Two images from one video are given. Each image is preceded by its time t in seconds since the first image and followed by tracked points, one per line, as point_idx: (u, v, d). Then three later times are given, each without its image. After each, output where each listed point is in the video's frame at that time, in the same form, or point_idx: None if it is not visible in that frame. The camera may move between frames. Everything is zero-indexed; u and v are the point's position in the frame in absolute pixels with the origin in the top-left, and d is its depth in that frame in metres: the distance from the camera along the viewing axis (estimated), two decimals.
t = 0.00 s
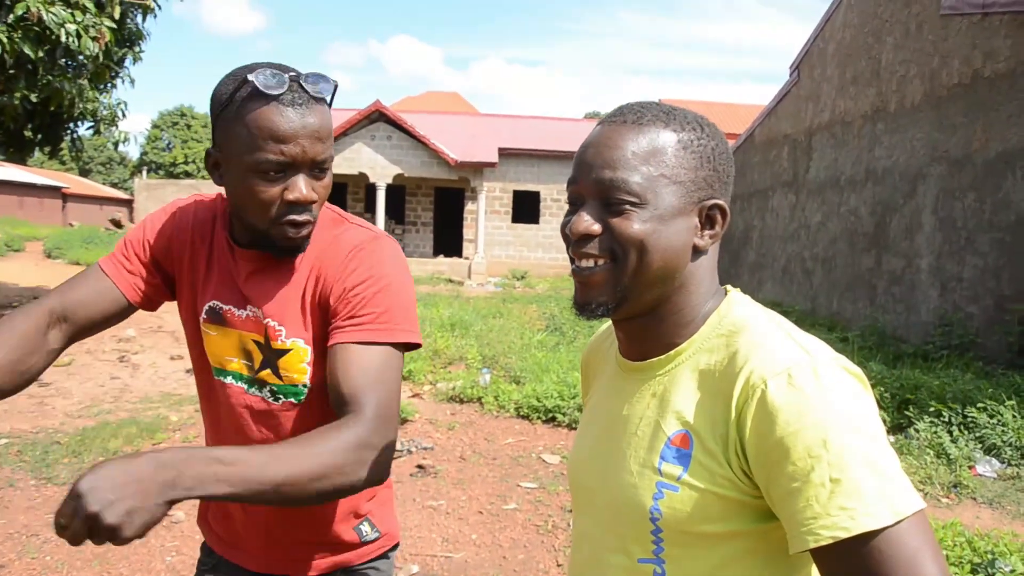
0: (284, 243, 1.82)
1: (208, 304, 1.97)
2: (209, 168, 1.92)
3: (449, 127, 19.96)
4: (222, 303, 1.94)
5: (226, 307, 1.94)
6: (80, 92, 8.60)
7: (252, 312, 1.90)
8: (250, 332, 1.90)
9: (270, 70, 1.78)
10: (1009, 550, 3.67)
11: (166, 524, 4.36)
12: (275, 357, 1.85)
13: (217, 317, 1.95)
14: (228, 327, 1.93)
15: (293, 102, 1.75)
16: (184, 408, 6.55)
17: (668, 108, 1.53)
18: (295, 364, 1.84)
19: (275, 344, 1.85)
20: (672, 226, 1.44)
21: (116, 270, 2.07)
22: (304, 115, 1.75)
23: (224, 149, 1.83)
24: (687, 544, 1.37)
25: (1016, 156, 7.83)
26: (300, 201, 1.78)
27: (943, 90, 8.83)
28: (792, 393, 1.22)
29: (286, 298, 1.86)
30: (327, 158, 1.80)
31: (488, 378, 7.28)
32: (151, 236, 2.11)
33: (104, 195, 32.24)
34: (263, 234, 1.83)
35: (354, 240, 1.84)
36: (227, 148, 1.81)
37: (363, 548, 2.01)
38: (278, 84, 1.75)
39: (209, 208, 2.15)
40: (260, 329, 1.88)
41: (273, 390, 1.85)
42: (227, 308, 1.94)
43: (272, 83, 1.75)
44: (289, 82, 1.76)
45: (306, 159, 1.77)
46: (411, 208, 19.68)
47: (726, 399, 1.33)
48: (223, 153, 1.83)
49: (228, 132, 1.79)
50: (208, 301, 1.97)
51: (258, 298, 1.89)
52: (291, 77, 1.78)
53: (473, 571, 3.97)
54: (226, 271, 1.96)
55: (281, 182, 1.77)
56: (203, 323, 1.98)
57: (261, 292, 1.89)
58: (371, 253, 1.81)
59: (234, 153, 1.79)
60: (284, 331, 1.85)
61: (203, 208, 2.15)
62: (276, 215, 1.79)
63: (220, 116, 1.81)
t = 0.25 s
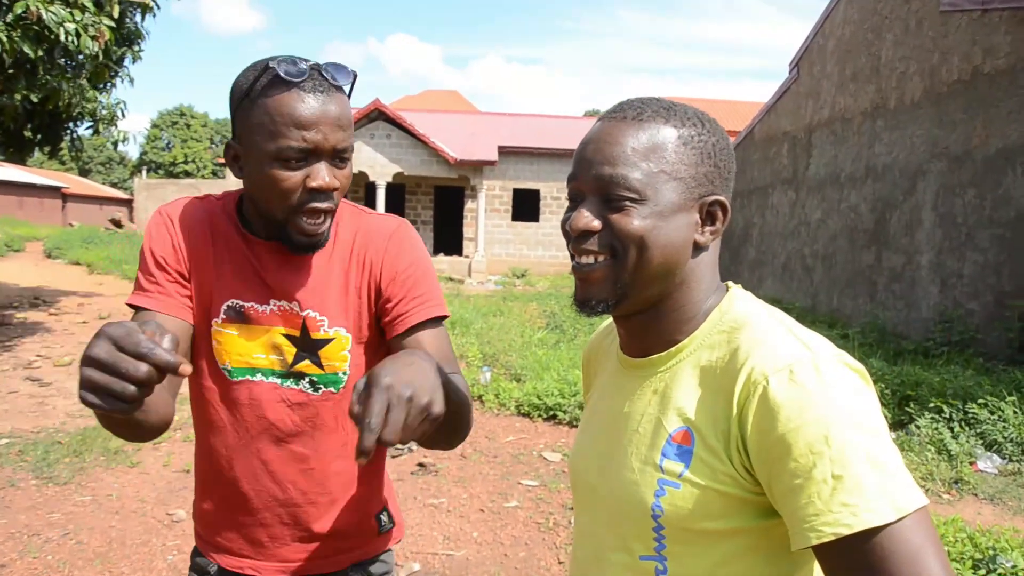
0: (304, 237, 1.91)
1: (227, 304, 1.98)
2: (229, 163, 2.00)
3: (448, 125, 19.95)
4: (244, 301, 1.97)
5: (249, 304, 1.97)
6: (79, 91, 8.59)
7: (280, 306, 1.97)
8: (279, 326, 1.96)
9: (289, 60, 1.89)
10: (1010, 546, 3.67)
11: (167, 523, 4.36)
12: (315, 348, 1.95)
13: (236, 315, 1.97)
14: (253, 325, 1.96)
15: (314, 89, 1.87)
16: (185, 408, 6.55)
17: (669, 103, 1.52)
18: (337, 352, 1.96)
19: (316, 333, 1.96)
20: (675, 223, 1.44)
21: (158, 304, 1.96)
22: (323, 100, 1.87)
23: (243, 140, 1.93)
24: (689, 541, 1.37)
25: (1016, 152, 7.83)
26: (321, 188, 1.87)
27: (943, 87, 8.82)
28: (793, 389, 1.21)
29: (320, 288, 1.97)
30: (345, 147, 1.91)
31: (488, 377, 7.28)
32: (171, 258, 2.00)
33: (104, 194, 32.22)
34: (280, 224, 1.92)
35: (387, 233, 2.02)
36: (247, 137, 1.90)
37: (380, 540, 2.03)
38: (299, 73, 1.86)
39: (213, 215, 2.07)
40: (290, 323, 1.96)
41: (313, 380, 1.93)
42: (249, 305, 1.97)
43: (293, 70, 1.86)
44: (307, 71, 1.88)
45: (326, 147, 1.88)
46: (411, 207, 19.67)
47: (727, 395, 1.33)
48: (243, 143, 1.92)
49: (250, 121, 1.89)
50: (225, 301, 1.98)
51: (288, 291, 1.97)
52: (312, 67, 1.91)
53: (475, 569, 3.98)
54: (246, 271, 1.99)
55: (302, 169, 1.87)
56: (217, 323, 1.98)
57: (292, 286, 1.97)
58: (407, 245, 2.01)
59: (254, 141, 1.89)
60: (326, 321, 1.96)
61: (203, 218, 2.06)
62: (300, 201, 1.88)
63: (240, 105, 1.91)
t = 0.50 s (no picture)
0: (339, 235, 1.96)
1: (268, 308, 1.97)
2: (257, 165, 2.00)
3: (449, 125, 19.95)
4: (285, 305, 1.98)
5: (289, 309, 1.98)
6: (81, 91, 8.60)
7: (319, 310, 2.01)
8: (320, 330, 2.00)
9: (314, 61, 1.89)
10: (1013, 545, 3.67)
11: (169, 523, 4.36)
12: (358, 348, 2.03)
13: (277, 319, 1.97)
14: (294, 330, 1.98)
15: (341, 91, 1.87)
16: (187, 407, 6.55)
17: (672, 103, 1.52)
18: (378, 352, 2.05)
19: (359, 335, 2.03)
20: (679, 222, 1.44)
21: (224, 317, 1.90)
22: (350, 102, 1.87)
23: (272, 145, 1.92)
24: (692, 541, 1.37)
25: (1017, 151, 7.82)
26: (355, 189, 1.89)
27: (944, 86, 8.81)
28: (797, 387, 1.21)
29: (359, 290, 2.03)
30: (374, 147, 1.93)
31: (490, 376, 7.28)
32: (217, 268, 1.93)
33: (105, 194, 32.24)
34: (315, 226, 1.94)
35: (415, 234, 2.13)
36: (276, 143, 1.90)
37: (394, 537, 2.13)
38: (326, 75, 1.86)
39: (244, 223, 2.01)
40: (331, 327, 2.01)
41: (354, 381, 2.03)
42: (290, 310, 1.98)
43: (319, 72, 1.85)
44: (332, 72, 1.88)
45: (358, 148, 1.89)
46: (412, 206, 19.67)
47: (731, 395, 1.33)
48: (272, 148, 1.92)
49: (278, 127, 1.88)
50: (265, 306, 1.97)
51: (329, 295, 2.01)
52: (337, 68, 1.91)
53: (477, 569, 3.98)
54: (285, 274, 2.00)
55: (335, 171, 1.88)
56: (257, 328, 1.96)
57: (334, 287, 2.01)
58: (435, 249, 2.15)
59: (283, 145, 1.88)
60: (369, 323, 2.04)
61: (234, 223, 2.00)
62: (333, 203, 1.90)
63: (267, 109, 1.91)
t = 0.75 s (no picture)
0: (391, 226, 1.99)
1: (299, 308, 1.96)
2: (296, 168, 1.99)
3: (451, 125, 19.96)
4: (314, 304, 1.97)
5: (317, 308, 1.98)
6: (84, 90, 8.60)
7: (345, 310, 2.02)
8: (347, 329, 2.01)
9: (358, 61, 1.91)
10: (1014, 547, 3.67)
11: (170, 522, 4.36)
12: (383, 346, 2.05)
13: (306, 319, 1.96)
14: (322, 328, 1.98)
15: (387, 89, 1.90)
16: (188, 406, 6.55)
17: (676, 105, 1.52)
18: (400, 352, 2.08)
19: (385, 335, 2.05)
20: (680, 223, 1.44)
21: (252, 316, 1.85)
22: (395, 100, 1.91)
23: (317, 148, 1.93)
24: (695, 543, 1.37)
25: (1019, 153, 7.81)
26: (405, 184, 1.93)
27: (947, 87, 8.81)
28: (800, 389, 1.21)
29: (387, 290, 2.06)
30: (417, 141, 1.98)
31: (491, 376, 7.29)
32: (246, 268, 1.89)
33: (107, 193, 32.27)
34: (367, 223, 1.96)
35: (438, 241, 2.18)
36: (321, 145, 1.91)
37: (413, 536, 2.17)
38: (372, 74, 1.89)
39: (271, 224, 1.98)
40: (358, 326, 2.03)
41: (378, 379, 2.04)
42: (317, 309, 1.98)
43: (365, 72, 1.88)
44: (377, 72, 1.91)
45: (404, 144, 1.94)
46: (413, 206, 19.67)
47: (733, 396, 1.33)
48: (317, 150, 1.93)
49: (325, 128, 1.89)
50: (297, 305, 1.96)
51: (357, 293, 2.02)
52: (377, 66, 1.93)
53: (478, 569, 3.98)
54: (316, 272, 1.99)
55: (387, 168, 1.91)
56: (288, 328, 1.95)
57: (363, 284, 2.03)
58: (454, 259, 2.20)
59: (330, 145, 1.90)
60: (394, 323, 2.06)
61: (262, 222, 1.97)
62: (386, 200, 1.93)
63: (310, 112, 1.92)
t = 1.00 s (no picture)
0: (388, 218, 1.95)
1: (321, 302, 1.93)
2: (299, 163, 1.99)
3: (448, 123, 19.95)
4: (336, 300, 1.95)
5: (338, 303, 1.96)
6: (81, 89, 8.59)
7: (361, 305, 2.00)
8: (365, 324, 2.00)
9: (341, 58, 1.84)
10: (1011, 544, 3.67)
11: (168, 521, 4.36)
12: (398, 342, 2.06)
13: (328, 314, 1.94)
14: (341, 324, 1.96)
15: (373, 85, 1.84)
16: (186, 405, 6.55)
17: (671, 101, 1.52)
18: (412, 349, 2.09)
19: (400, 331, 2.05)
20: (678, 220, 1.44)
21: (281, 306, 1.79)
22: (380, 95, 1.85)
23: (312, 147, 1.91)
24: (693, 541, 1.37)
25: (1017, 151, 7.81)
26: (400, 177, 1.90)
27: (944, 85, 8.81)
28: (798, 387, 1.21)
29: (402, 283, 2.06)
30: (412, 130, 1.92)
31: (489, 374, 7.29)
32: (272, 259, 1.84)
33: (103, 192, 32.22)
34: (368, 216, 1.94)
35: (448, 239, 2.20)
36: (314, 147, 1.89)
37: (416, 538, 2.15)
38: (354, 72, 1.82)
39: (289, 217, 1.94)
40: (374, 322, 2.01)
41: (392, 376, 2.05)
42: (339, 304, 1.96)
43: (348, 69, 1.82)
44: (359, 68, 1.83)
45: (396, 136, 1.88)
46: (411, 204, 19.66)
47: (731, 394, 1.33)
48: (312, 149, 1.91)
49: (314, 130, 1.87)
50: (318, 300, 1.93)
51: (374, 288, 2.01)
52: (362, 60, 1.87)
53: (477, 567, 3.98)
54: (333, 266, 1.97)
55: (380, 162, 1.87)
56: (310, 323, 1.92)
57: (381, 276, 2.02)
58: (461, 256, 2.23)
59: (322, 145, 1.87)
60: (410, 320, 2.07)
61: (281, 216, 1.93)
62: (381, 194, 1.90)
63: (301, 113, 1.88)
